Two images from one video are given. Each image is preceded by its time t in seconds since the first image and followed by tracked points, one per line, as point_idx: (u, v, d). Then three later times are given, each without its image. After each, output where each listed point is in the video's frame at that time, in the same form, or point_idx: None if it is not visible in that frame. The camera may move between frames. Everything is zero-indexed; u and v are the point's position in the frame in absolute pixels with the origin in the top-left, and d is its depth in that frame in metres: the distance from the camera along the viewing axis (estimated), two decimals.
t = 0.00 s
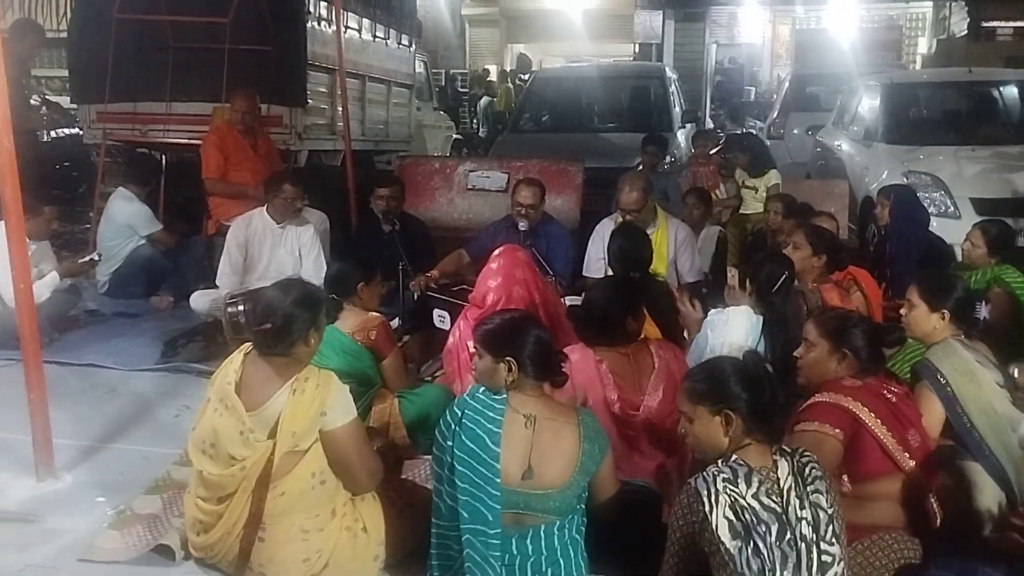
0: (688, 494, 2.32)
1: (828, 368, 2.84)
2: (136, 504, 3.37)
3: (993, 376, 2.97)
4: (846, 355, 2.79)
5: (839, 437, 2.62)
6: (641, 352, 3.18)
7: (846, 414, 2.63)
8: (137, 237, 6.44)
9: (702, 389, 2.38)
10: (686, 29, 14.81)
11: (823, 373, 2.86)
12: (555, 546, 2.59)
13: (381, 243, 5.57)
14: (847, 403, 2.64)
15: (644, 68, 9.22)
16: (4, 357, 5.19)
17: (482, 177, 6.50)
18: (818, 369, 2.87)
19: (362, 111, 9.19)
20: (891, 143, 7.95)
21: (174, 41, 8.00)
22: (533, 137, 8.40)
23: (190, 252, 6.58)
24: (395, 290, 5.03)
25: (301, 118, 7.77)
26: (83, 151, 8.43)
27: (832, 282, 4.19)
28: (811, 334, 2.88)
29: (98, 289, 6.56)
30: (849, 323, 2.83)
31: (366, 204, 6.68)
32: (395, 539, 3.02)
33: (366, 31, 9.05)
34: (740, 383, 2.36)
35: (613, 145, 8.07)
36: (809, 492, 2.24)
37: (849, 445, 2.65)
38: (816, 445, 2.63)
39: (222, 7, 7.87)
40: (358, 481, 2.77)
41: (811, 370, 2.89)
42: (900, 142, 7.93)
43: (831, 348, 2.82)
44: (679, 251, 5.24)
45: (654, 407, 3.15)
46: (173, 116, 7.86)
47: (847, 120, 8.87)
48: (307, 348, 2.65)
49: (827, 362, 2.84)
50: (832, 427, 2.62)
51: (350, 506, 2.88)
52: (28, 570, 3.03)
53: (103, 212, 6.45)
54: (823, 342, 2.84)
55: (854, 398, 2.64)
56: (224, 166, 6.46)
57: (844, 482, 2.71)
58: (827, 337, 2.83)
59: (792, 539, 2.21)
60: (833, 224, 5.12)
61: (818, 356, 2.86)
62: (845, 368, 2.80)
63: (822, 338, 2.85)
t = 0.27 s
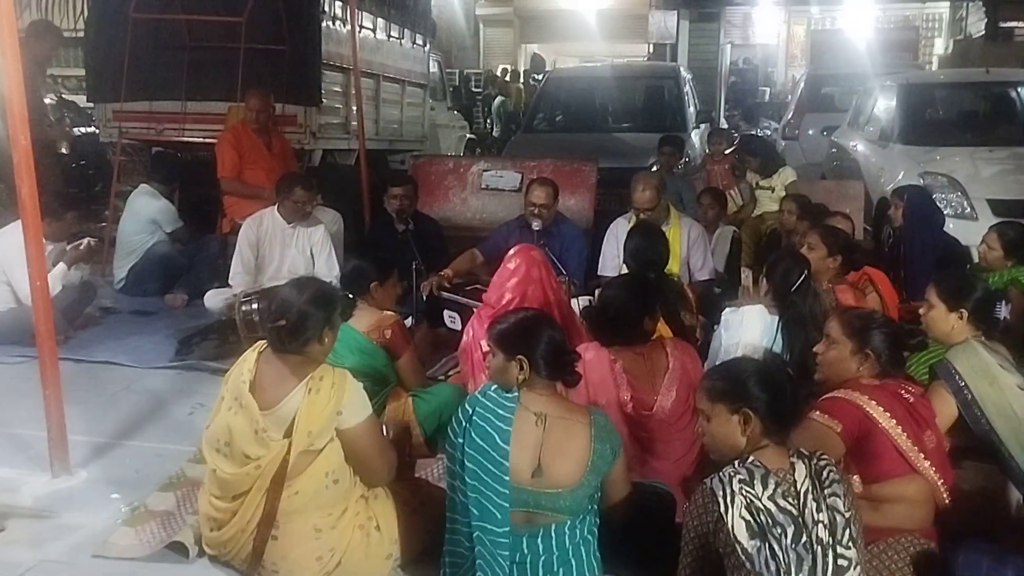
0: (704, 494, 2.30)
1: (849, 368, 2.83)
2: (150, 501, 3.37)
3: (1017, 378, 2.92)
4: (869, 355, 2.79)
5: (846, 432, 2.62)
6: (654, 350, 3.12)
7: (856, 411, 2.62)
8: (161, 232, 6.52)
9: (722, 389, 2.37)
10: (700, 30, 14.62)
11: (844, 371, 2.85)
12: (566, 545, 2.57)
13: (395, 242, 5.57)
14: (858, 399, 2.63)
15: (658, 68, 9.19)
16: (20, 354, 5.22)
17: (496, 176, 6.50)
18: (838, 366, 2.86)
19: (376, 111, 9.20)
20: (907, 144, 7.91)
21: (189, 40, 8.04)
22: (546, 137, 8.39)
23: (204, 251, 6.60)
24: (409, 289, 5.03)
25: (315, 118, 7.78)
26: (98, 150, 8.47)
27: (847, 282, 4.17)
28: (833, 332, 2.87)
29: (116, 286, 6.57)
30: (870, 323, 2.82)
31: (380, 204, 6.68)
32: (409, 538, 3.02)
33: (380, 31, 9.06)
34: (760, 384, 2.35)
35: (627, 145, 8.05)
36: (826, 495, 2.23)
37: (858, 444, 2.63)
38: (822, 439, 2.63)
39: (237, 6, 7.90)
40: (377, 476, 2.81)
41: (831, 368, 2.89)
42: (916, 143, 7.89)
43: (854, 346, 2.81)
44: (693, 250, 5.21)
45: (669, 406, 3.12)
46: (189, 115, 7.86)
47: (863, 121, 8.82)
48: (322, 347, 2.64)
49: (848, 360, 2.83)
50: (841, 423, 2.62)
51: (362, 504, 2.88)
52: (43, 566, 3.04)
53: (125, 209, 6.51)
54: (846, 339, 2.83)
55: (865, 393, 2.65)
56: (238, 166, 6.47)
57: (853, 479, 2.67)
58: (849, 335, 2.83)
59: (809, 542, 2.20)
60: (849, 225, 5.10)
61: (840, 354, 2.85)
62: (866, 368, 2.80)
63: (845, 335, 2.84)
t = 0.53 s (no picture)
0: (715, 497, 2.30)
1: (856, 370, 2.82)
2: (162, 502, 3.40)
3: None
4: (873, 356, 2.78)
5: (860, 437, 2.59)
6: (671, 358, 3.15)
7: (868, 414, 2.59)
8: (172, 235, 6.54)
9: (734, 390, 2.36)
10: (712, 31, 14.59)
11: (850, 372, 2.85)
12: (578, 547, 2.56)
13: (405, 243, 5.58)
14: (868, 403, 2.61)
15: (669, 69, 9.19)
16: (33, 354, 5.25)
17: (506, 177, 6.51)
18: (844, 369, 2.86)
19: (387, 112, 9.22)
20: (920, 145, 7.88)
21: (200, 42, 8.06)
22: (557, 138, 8.38)
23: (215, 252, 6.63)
24: (420, 290, 5.04)
25: (326, 119, 7.82)
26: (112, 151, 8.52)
27: (859, 284, 4.13)
28: (835, 335, 2.86)
29: (127, 286, 6.64)
30: (876, 325, 2.81)
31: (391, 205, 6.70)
32: (421, 539, 3.02)
33: (391, 33, 9.07)
34: (773, 387, 2.35)
35: (638, 146, 8.04)
36: (837, 497, 2.22)
37: (871, 447, 2.61)
38: (837, 446, 2.59)
39: (249, 8, 7.92)
40: (386, 482, 2.78)
41: (836, 371, 2.88)
42: (928, 144, 7.86)
43: (857, 348, 2.81)
44: (703, 252, 5.18)
45: (681, 408, 3.11)
46: (200, 116, 7.98)
47: (874, 122, 8.79)
48: (333, 348, 2.64)
49: (856, 362, 2.82)
50: (855, 427, 2.59)
51: (373, 506, 2.90)
52: (56, 565, 3.06)
53: (139, 210, 6.57)
54: (849, 342, 2.83)
55: (874, 396, 2.62)
56: (250, 167, 6.50)
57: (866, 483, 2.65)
58: (852, 337, 2.82)
59: (820, 544, 2.19)
60: (860, 226, 5.07)
61: (845, 357, 2.84)
62: (871, 369, 2.79)
63: (848, 338, 2.83)
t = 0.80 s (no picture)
0: (731, 499, 2.29)
1: (873, 374, 2.81)
2: (180, 502, 3.41)
3: None
4: (893, 361, 2.76)
5: (871, 439, 2.59)
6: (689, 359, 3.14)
7: (881, 417, 2.59)
8: (187, 238, 6.57)
9: (753, 393, 2.35)
10: (727, 32, 14.56)
11: (869, 376, 2.83)
12: (593, 548, 2.55)
13: (420, 245, 5.59)
14: (882, 405, 2.61)
15: (684, 71, 9.16)
16: (52, 355, 5.29)
17: (522, 179, 6.49)
18: (863, 372, 2.84)
19: (402, 114, 9.23)
20: (937, 147, 7.84)
21: (218, 42, 8.00)
22: (572, 140, 8.37)
23: (231, 253, 6.65)
24: (435, 292, 5.04)
25: (342, 121, 8.04)
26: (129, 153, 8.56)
27: (879, 287, 4.11)
28: (857, 337, 2.85)
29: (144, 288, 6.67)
30: (894, 329, 2.79)
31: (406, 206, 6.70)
32: (437, 540, 3.02)
33: (406, 34, 9.08)
34: (793, 390, 2.33)
35: (653, 147, 8.02)
36: (855, 501, 2.21)
37: (885, 450, 2.61)
38: (850, 447, 2.60)
39: (265, 9, 7.94)
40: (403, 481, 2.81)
41: (855, 374, 2.86)
42: (946, 146, 7.81)
43: (877, 352, 2.79)
44: (719, 253, 5.18)
45: (699, 409, 3.11)
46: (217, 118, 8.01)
47: (891, 123, 8.74)
48: (350, 349, 2.65)
49: (873, 366, 2.80)
50: (866, 430, 2.60)
51: (389, 506, 2.89)
52: (75, 565, 3.08)
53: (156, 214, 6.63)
54: (868, 346, 2.81)
55: (889, 399, 2.62)
56: (266, 168, 6.52)
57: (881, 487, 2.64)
58: (872, 341, 2.80)
59: (837, 548, 2.18)
60: (877, 228, 5.05)
61: (864, 360, 2.83)
62: (890, 373, 2.77)
63: (868, 341, 2.81)
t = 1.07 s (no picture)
0: (755, 501, 2.28)
1: (895, 377, 2.79)
2: (204, 500, 3.44)
3: None
4: (912, 364, 2.74)
5: (899, 442, 2.56)
6: (714, 359, 3.13)
7: (907, 420, 2.56)
8: (209, 239, 6.55)
9: (776, 393, 2.35)
10: (748, 33, 14.53)
11: (889, 378, 2.82)
12: (614, 550, 2.54)
13: (442, 246, 5.60)
14: (908, 408, 2.57)
15: (706, 71, 9.14)
16: (78, 355, 5.35)
17: (543, 181, 6.49)
18: (882, 375, 2.84)
19: (424, 115, 9.26)
20: (962, 147, 7.77)
21: (241, 47, 8.14)
22: (594, 141, 8.37)
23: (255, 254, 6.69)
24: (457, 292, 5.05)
25: (364, 123, 7.91)
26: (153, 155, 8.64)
27: (904, 289, 4.08)
28: (874, 340, 2.86)
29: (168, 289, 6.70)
30: (916, 331, 2.77)
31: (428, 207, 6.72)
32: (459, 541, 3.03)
33: (428, 36, 9.12)
34: (817, 391, 2.32)
35: (676, 148, 8.00)
36: (879, 503, 2.20)
37: (910, 452, 2.58)
38: (878, 450, 2.55)
39: (289, 12, 8.00)
40: (425, 482, 2.80)
41: (874, 377, 2.87)
42: (971, 146, 7.75)
43: (896, 355, 2.78)
44: (741, 254, 5.16)
45: (723, 411, 3.09)
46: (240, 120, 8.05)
47: (915, 124, 8.68)
48: (372, 349, 2.66)
49: (893, 369, 2.80)
50: (894, 433, 2.56)
51: (411, 506, 2.90)
52: (101, 563, 3.10)
53: (176, 215, 6.58)
54: (888, 348, 2.81)
55: (914, 401, 2.59)
56: (289, 170, 6.56)
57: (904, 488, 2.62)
58: (891, 343, 2.80)
59: (862, 550, 2.16)
60: (902, 229, 5.01)
61: (883, 363, 2.83)
62: (910, 374, 2.74)
63: (887, 343, 2.82)
